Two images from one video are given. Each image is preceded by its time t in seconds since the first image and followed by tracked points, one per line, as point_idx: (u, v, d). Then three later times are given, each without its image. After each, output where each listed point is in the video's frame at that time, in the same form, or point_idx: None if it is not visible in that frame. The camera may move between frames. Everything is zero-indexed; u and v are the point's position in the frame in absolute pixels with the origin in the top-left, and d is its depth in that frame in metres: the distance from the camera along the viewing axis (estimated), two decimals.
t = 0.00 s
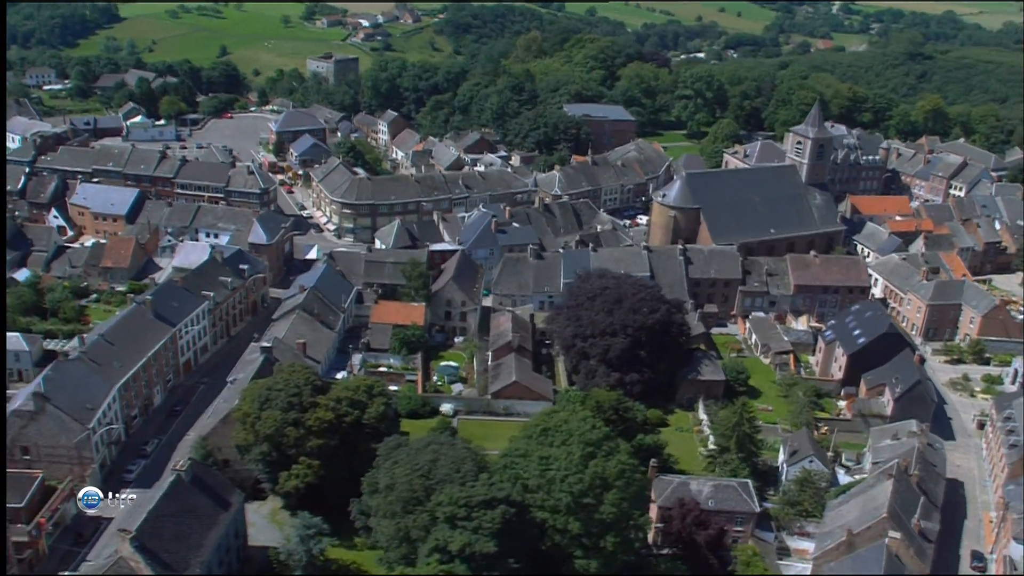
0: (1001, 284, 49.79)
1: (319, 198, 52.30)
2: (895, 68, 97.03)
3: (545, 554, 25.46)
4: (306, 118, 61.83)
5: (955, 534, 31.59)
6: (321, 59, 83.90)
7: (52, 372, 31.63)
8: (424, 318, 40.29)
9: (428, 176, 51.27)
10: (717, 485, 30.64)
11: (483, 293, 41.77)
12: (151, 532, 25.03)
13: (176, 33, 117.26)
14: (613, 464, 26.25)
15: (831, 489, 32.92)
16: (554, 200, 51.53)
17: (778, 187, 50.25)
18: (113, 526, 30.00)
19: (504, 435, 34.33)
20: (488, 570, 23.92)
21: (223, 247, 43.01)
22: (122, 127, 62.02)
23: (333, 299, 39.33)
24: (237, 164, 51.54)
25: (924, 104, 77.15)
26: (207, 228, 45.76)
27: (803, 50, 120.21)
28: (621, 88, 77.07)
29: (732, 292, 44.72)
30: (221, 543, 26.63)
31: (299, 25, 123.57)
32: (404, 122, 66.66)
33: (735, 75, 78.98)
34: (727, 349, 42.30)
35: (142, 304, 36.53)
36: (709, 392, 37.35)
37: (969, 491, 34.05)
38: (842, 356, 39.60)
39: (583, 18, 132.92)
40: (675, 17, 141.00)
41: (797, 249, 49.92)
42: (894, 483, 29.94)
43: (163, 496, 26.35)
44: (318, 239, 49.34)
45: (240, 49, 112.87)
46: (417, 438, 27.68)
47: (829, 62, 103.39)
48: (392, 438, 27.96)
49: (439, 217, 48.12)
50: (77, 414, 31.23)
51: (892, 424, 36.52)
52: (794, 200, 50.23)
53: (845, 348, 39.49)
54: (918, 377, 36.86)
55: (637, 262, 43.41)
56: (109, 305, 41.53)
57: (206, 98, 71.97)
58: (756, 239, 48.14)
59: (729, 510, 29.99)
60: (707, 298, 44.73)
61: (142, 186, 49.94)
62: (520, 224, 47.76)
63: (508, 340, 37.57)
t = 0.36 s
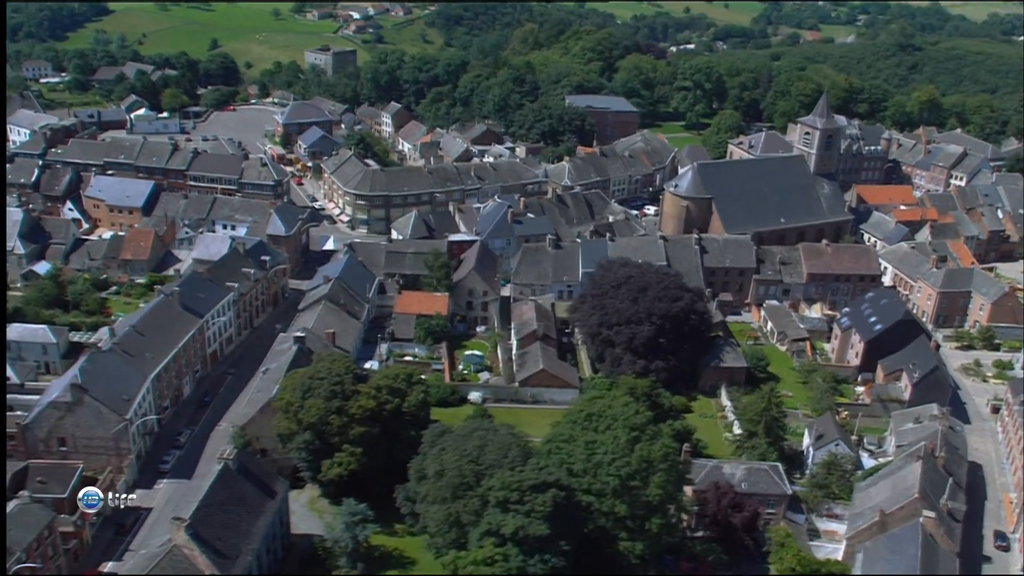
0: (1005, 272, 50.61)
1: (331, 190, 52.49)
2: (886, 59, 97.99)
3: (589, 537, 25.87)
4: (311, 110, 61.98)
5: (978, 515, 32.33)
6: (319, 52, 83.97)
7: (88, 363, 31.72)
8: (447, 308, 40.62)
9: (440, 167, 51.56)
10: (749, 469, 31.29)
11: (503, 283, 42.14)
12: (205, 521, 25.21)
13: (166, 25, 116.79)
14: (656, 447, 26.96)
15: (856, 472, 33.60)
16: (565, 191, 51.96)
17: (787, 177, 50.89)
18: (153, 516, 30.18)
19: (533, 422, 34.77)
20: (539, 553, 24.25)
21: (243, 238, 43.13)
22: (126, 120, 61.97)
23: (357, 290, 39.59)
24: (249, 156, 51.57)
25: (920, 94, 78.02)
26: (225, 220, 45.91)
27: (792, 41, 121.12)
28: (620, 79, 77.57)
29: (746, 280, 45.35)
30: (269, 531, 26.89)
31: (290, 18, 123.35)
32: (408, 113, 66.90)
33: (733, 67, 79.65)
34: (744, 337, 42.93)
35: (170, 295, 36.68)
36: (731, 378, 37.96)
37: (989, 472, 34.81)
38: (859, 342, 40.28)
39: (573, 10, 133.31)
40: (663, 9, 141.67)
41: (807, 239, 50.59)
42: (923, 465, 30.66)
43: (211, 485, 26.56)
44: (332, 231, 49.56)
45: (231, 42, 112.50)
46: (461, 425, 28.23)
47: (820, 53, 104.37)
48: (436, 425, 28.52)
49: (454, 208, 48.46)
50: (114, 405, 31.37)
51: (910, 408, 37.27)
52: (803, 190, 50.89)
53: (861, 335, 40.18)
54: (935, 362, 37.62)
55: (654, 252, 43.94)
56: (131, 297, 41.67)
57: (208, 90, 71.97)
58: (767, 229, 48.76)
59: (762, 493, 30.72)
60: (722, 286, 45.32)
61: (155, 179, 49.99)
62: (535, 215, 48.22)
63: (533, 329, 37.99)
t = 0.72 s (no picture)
0: (1010, 269, 51.46)
1: (344, 192, 52.73)
2: (878, 61, 99.19)
3: (635, 530, 26.38)
4: (318, 114, 62.23)
5: (1003, 505, 32.96)
6: (318, 56, 84.12)
7: (125, 365, 31.83)
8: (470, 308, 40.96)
9: (453, 169, 51.92)
10: (782, 465, 31.88)
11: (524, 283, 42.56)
12: (258, 519, 25.43)
13: (157, 29, 116.52)
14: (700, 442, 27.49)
15: (882, 465, 34.25)
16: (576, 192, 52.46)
17: (795, 177, 51.59)
18: (193, 517, 30.32)
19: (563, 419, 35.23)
20: (590, 546, 24.74)
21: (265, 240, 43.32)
22: (131, 125, 61.44)
23: (382, 291, 39.93)
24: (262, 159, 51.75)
25: (915, 95, 79.03)
26: (242, 223, 46.11)
27: (781, 43, 122.25)
28: (619, 81, 78.26)
29: (760, 279, 45.98)
30: (316, 530, 27.16)
31: (281, 21, 123.32)
32: (412, 116, 67.27)
33: (730, 68, 80.47)
34: (760, 335, 43.55)
35: (198, 298, 36.85)
36: (752, 375, 38.56)
37: (1010, 465, 35.45)
38: (876, 339, 40.97)
39: (563, 13, 134.03)
40: (652, 11, 142.62)
41: (815, 238, 51.29)
42: (951, 457, 31.32)
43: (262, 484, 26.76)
44: (347, 233, 49.83)
45: (223, 46, 112.32)
46: (504, 423, 28.71)
47: (811, 55, 105.51)
48: (479, 424, 28.99)
49: (469, 209, 48.85)
50: (152, 407, 31.51)
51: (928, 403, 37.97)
52: (812, 191, 51.60)
53: (878, 331, 40.85)
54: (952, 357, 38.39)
55: (671, 251, 44.49)
56: (153, 300, 41.79)
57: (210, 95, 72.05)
58: (777, 228, 49.41)
59: (794, 486, 31.33)
60: (737, 285, 45.94)
61: (169, 182, 50.10)
62: (549, 215, 48.65)
63: (558, 328, 38.43)
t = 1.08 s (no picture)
0: (1011, 277, 52.45)
1: (354, 207, 53.00)
2: (865, 73, 100.64)
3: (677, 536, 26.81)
4: (323, 129, 62.54)
5: None
6: (314, 71, 84.42)
7: (159, 379, 31.92)
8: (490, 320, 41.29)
9: (463, 184, 52.34)
10: (811, 472, 32.42)
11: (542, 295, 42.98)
12: (308, 530, 25.59)
13: (146, 45, 116.24)
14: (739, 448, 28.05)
15: (904, 470, 34.94)
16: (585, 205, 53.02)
17: (801, 189, 52.39)
18: (230, 530, 30.35)
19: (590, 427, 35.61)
20: (637, 552, 25.13)
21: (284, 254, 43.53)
22: (134, 140, 61.75)
23: (405, 304, 40.23)
24: (273, 174, 51.95)
25: (905, 107, 80.34)
26: (258, 238, 46.28)
27: (766, 57, 123.68)
28: (615, 95, 79.06)
29: (772, 289, 46.61)
30: (361, 539, 27.40)
31: (270, 37, 123.43)
32: (414, 131, 67.70)
33: (724, 82, 81.48)
34: (774, 344, 44.17)
35: (225, 312, 37.03)
36: (772, 384, 39.06)
37: None
38: (889, 347, 41.63)
39: (550, 27, 134.98)
40: (637, 26, 143.93)
41: (821, 249, 52.05)
42: (975, 460, 31.97)
43: (308, 495, 26.92)
44: (360, 247, 50.08)
45: (213, 62, 112.21)
46: (545, 432, 29.15)
47: (799, 68, 106.90)
48: (519, 434, 29.50)
49: (482, 222, 49.26)
50: (187, 421, 31.61)
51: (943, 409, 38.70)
52: (816, 203, 52.40)
53: (891, 339, 41.53)
54: (965, 363, 39.19)
55: (685, 263, 45.08)
56: (173, 315, 41.84)
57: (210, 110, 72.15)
58: (785, 239, 50.13)
59: (823, 490, 31.86)
60: (749, 296, 46.55)
61: (180, 197, 50.21)
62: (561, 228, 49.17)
63: (581, 339, 38.83)
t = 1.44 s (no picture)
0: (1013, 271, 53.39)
1: (366, 210, 53.29)
2: (855, 73, 101.87)
3: (720, 527, 27.36)
4: (328, 132, 62.77)
5: None
6: (311, 75, 84.55)
7: (196, 381, 32.09)
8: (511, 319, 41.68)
9: (474, 185, 52.76)
10: (840, 463, 33.09)
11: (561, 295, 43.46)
12: (360, 528, 25.87)
13: (135, 50, 115.85)
14: (778, 440, 28.65)
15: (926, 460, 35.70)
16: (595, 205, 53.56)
17: (806, 188, 53.14)
18: (271, 530, 30.54)
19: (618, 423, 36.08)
20: (684, 542, 25.66)
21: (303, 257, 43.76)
22: (139, 145, 61.76)
23: (428, 305, 40.59)
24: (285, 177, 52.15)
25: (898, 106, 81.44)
26: (275, 241, 46.50)
27: (754, 57, 124.82)
28: (612, 96, 79.74)
29: (784, 286, 47.28)
30: (407, 536, 27.68)
31: (259, 41, 123.35)
32: (417, 134, 68.05)
33: (719, 83, 82.33)
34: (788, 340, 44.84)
35: (254, 314, 37.26)
36: (791, 379, 39.68)
37: None
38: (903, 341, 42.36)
39: (538, 29, 135.61)
40: (623, 27, 144.83)
41: (828, 246, 52.80)
42: (1000, 450, 32.61)
43: (356, 493, 27.21)
44: (373, 249, 50.37)
45: (203, 66, 112.00)
46: (586, 428, 29.66)
47: (788, 67, 108.05)
48: (560, 430, 29.97)
49: (495, 223, 49.67)
50: (225, 422, 31.80)
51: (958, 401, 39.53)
52: (822, 201, 53.15)
53: (905, 333, 42.23)
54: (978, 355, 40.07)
55: (699, 261, 45.70)
56: (195, 318, 41.99)
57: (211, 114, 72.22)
58: (793, 237, 50.84)
59: (852, 481, 32.47)
60: (761, 293, 47.21)
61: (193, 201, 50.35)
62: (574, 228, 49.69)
63: (603, 336, 39.26)
